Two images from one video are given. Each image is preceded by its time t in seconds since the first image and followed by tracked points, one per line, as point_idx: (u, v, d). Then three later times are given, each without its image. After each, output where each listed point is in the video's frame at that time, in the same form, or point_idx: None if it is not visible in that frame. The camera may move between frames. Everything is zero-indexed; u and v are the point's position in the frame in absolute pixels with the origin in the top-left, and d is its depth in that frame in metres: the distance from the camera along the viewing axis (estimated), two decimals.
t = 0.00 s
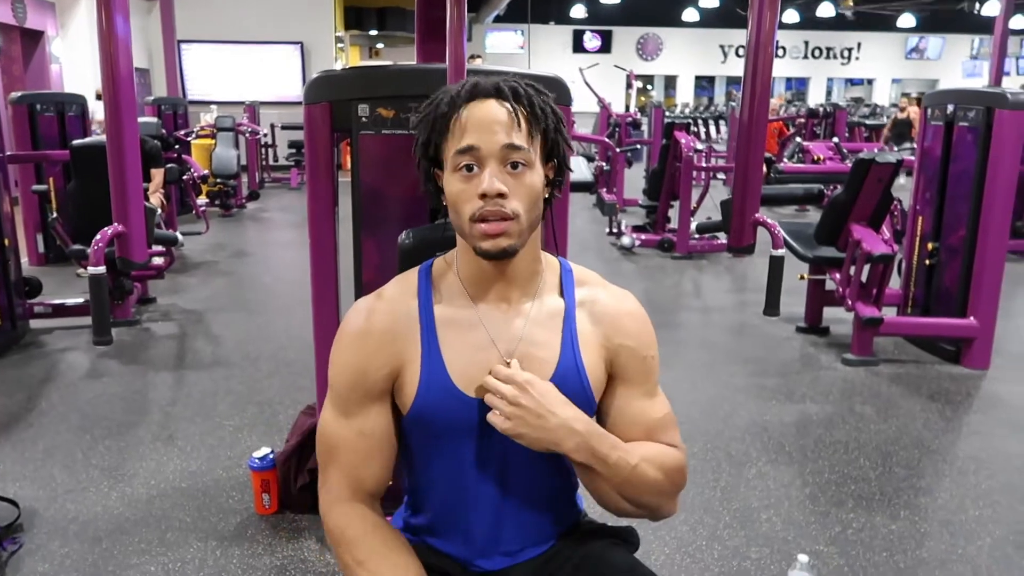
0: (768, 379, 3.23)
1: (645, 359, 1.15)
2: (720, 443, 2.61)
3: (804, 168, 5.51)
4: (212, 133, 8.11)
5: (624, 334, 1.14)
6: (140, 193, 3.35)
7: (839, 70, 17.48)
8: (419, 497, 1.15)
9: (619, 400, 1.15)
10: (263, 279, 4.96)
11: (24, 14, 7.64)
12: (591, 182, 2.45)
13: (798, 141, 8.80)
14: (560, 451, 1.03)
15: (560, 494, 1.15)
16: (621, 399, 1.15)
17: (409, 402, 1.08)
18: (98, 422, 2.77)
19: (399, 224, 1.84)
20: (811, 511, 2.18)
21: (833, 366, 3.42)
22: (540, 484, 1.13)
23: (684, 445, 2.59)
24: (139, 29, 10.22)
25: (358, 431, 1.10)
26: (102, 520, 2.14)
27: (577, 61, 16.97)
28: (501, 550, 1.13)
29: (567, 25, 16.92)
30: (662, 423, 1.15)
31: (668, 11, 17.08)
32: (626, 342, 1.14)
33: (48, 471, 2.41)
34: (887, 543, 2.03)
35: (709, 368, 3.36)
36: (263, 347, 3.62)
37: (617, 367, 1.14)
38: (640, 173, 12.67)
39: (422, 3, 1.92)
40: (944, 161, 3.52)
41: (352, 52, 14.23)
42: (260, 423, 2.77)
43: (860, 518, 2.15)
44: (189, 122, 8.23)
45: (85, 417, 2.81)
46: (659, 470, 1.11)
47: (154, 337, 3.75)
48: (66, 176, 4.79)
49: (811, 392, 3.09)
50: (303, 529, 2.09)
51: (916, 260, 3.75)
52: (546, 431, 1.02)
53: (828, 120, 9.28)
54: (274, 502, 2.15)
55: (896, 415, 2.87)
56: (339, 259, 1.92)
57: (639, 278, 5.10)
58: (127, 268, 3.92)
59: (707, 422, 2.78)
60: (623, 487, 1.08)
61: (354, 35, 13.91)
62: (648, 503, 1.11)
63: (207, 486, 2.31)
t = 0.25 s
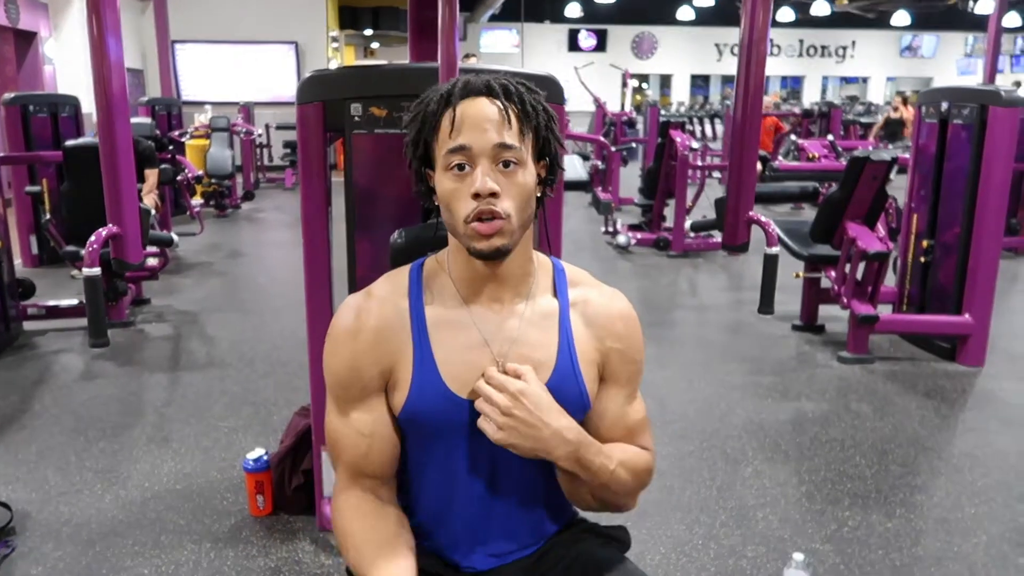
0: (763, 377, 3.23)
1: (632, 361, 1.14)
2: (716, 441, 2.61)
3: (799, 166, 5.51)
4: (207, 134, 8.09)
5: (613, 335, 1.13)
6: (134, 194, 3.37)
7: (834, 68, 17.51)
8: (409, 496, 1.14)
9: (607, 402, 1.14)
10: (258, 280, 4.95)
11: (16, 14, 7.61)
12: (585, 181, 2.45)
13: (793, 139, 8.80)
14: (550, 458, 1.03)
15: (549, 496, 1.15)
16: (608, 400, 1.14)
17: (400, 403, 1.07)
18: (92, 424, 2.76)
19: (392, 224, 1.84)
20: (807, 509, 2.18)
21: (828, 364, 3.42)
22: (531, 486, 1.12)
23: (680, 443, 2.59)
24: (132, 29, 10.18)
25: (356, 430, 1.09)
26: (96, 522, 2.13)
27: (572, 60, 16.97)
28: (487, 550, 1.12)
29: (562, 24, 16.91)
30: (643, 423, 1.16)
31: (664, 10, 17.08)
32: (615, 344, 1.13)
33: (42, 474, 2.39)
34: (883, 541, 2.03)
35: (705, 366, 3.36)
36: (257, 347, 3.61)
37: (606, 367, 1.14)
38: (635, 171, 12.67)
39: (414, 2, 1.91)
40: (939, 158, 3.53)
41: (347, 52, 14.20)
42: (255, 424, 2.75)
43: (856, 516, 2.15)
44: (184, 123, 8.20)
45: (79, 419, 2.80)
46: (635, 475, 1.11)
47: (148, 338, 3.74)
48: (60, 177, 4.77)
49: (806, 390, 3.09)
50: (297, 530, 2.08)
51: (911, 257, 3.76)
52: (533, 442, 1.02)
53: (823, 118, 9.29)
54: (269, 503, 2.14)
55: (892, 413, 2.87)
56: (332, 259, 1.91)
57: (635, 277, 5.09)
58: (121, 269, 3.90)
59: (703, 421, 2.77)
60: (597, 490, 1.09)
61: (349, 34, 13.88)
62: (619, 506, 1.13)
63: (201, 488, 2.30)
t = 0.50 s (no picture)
0: (758, 376, 3.22)
1: (622, 361, 1.13)
2: (711, 440, 2.60)
3: (794, 164, 5.51)
4: (201, 132, 8.06)
5: (603, 334, 1.12)
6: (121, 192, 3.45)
7: (830, 65, 17.51)
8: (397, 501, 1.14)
9: (597, 403, 1.13)
10: (252, 279, 4.93)
11: (9, 13, 7.57)
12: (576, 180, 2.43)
13: (789, 136, 8.80)
14: (545, 451, 1.00)
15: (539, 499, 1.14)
16: (599, 401, 1.13)
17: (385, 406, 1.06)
18: (83, 424, 2.74)
19: (384, 223, 1.82)
20: (801, 508, 2.17)
21: (823, 362, 3.41)
22: (520, 489, 1.11)
23: (674, 442, 2.58)
24: (126, 27, 10.14)
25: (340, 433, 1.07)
26: (86, 524, 2.11)
27: (567, 57, 16.95)
28: (475, 553, 1.11)
29: (558, 22, 16.89)
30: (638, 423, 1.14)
31: (659, 7, 17.06)
32: (604, 343, 1.12)
33: (31, 476, 2.38)
34: (878, 539, 2.02)
35: (699, 365, 3.35)
36: (250, 347, 3.59)
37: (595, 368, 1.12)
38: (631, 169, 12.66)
39: None
40: (934, 155, 3.52)
41: (342, 50, 14.17)
42: (247, 424, 2.74)
43: (851, 514, 2.14)
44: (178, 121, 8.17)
45: (69, 420, 2.78)
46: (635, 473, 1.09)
47: (141, 338, 3.72)
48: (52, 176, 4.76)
49: (801, 388, 3.09)
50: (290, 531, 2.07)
51: (906, 254, 3.75)
52: (532, 432, 0.99)
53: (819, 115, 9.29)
54: (260, 505, 2.12)
55: (887, 410, 2.86)
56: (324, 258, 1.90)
57: (630, 275, 5.08)
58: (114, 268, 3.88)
59: (698, 420, 2.76)
60: (599, 490, 1.07)
61: (344, 32, 13.83)
62: (619, 507, 1.10)
63: (193, 489, 2.29)
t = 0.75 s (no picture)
0: (762, 375, 3.20)
1: (616, 366, 1.11)
2: (714, 440, 2.58)
3: (799, 161, 5.47)
4: (205, 131, 8.06)
5: (600, 341, 1.10)
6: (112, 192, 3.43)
7: (836, 62, 17.44)
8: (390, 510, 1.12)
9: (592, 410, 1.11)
10: (255, 278, 4.93)
11: (13, 12, 7.58)
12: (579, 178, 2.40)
13: (794, 133, 8.76)
14: (555, 465, 0.99)
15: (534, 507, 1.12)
16: (594, 407, 1.11)
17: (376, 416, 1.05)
18: (84, 425, 2.73)
19: (382, 222, 1.80)
20: (805, 509, 2.15)
21: (828, 361, 3.39)
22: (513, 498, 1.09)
23: (677, 442, 2.56)
24: (130, 26, 10.15)
25: (327, 446, 1.06)
26: (86, 525, 2.10)
27: (572, 55, 16.92)
28: (468, 564, 1.10)
29: (563, 19, 16.86)
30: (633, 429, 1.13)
31: (664, 4, 17.01)
32: (601, 350, 1.10)
33: (32, 476, 2.37)
34: (883, 542, 2.00)
35: (703, 364, 3.33)
36: (253, 346, 3.59)
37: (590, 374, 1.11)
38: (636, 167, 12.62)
39: None
40: (940, 152, 3.49)
41: (347, 48, 14.17)
42: (248, 424, 2.73)
43: (855, 516, 2.12)
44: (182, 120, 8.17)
45: (71, 420, 2.77)
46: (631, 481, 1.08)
47: (143, 338, 3.72)
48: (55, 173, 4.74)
49: (806, 387, 3.06)
50: (289, 532, 2.06)
51: (912, 252, 3.72)
52: (548, 445, 0.98)
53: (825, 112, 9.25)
54: (260, 505, 2.11)
55: (892, 410, 2.84)
56: (322, 258, 1.88)
57: (634, 273, 5.06)
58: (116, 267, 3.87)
59: (701, 419, 2.74)
60: (599, 499, 1.05)
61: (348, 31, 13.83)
62: (615, 515, 1.09)
63: (193, 490, 2.28)
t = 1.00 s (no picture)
0: (770, 376, 3.17)
1: (628, 382, 1.10)
2: (720, 442, 2.55)
3: (808, 160, 5.43)
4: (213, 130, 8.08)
5: (606, 354, 1.09)
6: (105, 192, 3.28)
7: (846, 59, 17.34)
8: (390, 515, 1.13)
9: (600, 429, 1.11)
10: (262, 277, 4.93)
11: (23, 12, 7.61)
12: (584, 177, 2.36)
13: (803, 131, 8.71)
14: None
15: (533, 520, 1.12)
16: (599, 423, 1.11)
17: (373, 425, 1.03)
18: (89, 424, 2.73)
19: (383, 223, 1.79)
20: (812, 512, 2.12)
21: (837, 362, 3.35)
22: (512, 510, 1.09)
23: (683, 443, 2.53)
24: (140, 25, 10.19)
25: (320, 454, 1.05)
26: (88, 525, 2.10)
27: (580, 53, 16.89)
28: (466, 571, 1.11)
29: (572, 17, 16.83)
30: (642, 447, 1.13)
31: (674, 2, 16.96)
32: (610, 366, 1.09)
33: (35, 475, 2.37)
34: (891, 546, 1.97)
35: (710, 364, 3.30)
36: (258, 346, 3.58)
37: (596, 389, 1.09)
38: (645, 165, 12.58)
39: None
40: (951, 150, 3.45)
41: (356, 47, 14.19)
42: (252, 424, 2.72)
43: (863, 519, 2.09)
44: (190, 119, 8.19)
45: (75, 420, 2.77)
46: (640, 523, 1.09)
47: (150, 337, 3.72)
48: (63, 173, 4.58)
49: (814, 388, 3.03)
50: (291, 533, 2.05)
51: (923, 252, 3.68)
52: None
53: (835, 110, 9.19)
54: (262, 506, 2.10)
55: (901, 412, 2.80)
56: (323, 258, 1.87)
57: (641, 272, 5.03)
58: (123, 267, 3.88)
59: (707, 421, 2.72)
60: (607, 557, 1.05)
61: (357, 29, 13.84)
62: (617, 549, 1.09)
63: (195, 490, 2.27)
